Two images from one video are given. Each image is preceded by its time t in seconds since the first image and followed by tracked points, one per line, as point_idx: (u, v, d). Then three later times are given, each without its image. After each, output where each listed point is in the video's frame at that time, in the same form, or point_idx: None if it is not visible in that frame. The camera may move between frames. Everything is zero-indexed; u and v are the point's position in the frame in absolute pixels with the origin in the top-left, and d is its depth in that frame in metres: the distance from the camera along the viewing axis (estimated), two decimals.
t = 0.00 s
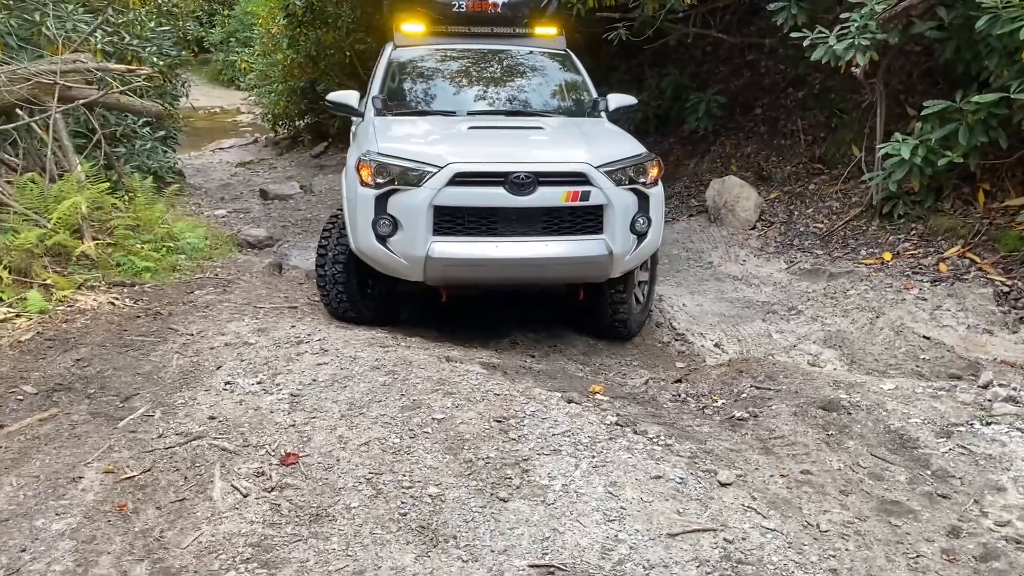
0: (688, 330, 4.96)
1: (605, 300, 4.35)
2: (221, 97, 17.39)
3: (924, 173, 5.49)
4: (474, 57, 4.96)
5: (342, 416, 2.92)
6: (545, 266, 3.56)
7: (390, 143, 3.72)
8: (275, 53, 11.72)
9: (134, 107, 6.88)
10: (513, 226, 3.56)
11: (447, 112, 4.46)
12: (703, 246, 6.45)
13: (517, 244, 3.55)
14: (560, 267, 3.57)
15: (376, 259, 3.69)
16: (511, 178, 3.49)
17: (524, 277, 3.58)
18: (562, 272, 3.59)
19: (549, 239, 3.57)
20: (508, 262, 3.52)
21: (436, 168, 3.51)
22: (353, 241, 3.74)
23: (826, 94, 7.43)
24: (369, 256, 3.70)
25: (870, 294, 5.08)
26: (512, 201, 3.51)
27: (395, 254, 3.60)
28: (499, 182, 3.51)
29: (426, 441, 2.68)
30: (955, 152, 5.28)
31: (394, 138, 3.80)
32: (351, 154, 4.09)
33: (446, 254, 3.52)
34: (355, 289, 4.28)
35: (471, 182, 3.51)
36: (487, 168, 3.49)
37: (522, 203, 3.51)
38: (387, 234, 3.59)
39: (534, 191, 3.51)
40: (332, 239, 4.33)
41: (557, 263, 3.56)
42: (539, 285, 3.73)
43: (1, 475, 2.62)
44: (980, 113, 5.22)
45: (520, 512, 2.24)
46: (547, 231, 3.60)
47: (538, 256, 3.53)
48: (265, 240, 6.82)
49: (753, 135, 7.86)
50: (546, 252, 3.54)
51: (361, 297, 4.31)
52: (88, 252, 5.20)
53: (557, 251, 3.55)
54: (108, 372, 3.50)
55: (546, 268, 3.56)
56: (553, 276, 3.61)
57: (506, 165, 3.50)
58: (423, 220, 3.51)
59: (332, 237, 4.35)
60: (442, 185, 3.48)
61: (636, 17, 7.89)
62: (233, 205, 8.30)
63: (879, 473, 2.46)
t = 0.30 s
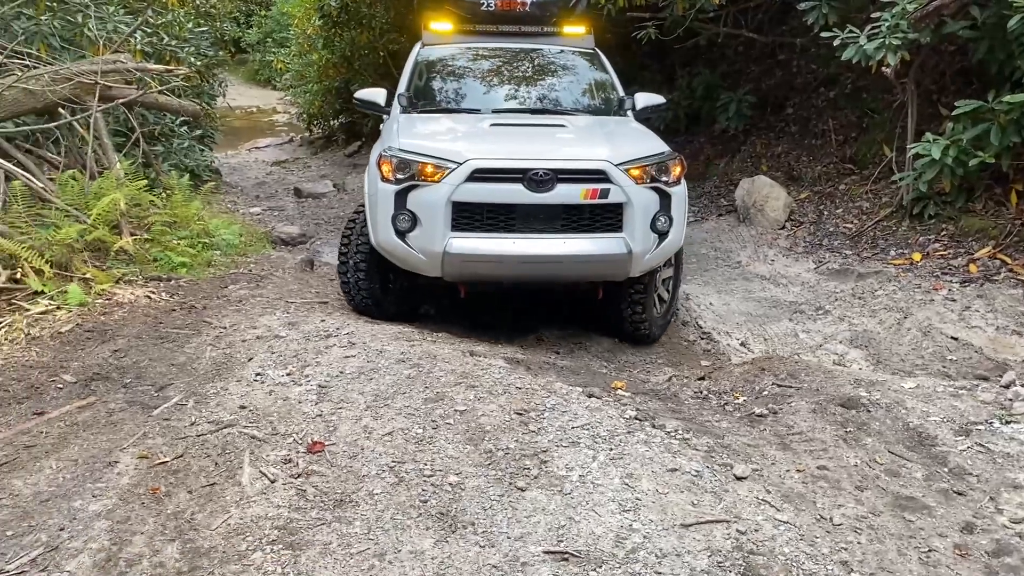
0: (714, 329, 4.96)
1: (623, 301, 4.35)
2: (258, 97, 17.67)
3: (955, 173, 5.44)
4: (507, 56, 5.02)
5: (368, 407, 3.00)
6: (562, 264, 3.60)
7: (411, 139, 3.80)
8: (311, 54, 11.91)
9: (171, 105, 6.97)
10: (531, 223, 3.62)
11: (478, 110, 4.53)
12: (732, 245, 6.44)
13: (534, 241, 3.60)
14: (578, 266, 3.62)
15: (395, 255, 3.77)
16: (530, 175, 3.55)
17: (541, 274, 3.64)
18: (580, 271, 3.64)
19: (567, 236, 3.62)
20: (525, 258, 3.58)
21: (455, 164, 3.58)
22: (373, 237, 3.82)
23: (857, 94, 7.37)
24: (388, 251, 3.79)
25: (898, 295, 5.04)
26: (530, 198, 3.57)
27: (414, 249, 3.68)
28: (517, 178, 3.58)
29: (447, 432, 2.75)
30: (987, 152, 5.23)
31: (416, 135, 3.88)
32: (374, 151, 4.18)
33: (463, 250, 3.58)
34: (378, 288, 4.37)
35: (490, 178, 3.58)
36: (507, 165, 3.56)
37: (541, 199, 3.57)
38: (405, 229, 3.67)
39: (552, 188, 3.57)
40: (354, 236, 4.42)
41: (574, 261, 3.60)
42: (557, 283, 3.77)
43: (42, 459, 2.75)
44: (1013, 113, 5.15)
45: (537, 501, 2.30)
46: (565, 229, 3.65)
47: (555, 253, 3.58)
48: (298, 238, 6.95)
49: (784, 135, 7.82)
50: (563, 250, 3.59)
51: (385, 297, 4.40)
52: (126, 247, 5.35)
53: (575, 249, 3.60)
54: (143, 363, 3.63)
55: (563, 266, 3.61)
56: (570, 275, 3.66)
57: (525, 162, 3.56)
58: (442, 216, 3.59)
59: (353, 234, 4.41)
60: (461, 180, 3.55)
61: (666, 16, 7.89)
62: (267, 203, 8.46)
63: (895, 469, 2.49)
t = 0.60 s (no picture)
0: (733, 326, 4.98)
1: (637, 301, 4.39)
2: (287, 92, 17.89)
3: (979, 173, 5.41)
4: (533, 52, 5.08)
5: (389, 396, 3.08)
6: (578, 263, 3.67)
7: (431, 136, 3.88)
8: (339, 50, 12.05)
9: (200, 102, 7.08)
10: (548, 222, 3.69)
11: (502, 106, 4.60)
12: (754, 243, 6.44)
13: (550, 240, 3.67)
14: (593, 265, 3.68)
15: (412, 250, 3.86)
16: (547, 174, 3.61)
17: (556, 273, 3.71)
18: (595, 270, 3.70)
19: (583, 235, 3.69)
20: (541, 257, 3.65)
21: (473, 162, 3.65)
22: (392, 232, 3.91)
23: (882, 93, 7.33)
24: (406, 247, 3.88)
25: (919, 294, 5.04)
26: (547, 196, 3.63)
27: (431, 246, 3.77)
28: (535, 177, 3.64)
29: (465, 421, 2.82)
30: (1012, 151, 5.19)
31: (436, 131, 3.96)
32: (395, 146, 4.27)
33: (479, 247, 3.66)
34: (398, 287, 4.48)
35: (507, 176, 3.64)
36: (524, 163, 3.62)
37: (557, 198, 3.63)
38: (423, 225, 3.76)
39: (569, 187, 3.63)
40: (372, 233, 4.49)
41: (589, 260, 3.66)
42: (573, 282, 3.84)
43: (75, 441, 2.87)
44: None
45: (550, 488, 2.36)
46: (581, 228, 3.71)
47: (571, 252, 3.65)
48: (324, 232, 7.06)
49: (808, 133, 7.80)
50: (579, 249, 3.65)
51: (405, 294, 4.51)
52: (156, 239, 5.49)
53: (590, 248, 3.65)
54: (173, 352, 3.75)
55: (579, 264, 3.67)
56: (585, 274, 3.72)
57: (543, 160, 3.62)
58: (458, 213, 3.67)
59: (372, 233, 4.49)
60: (478, 178, 3.63)
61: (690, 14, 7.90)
62: (294, 198, 8.60)
63: (906, 464, 2.53)
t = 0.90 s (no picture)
0: (753, 323, 4.97)
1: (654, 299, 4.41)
2: (315, 85, 18.05)
3: (1006, 172, 5.34)
4: (559, 47, 5.10)
5: (407, 387, 3.13)
6: (594, 259, 3.68)
7: (449, 131, 3.92)
8: (366, 43, 12.13)
9: (228, 92, 7.21)
10: (564, 218, 3.71)
11: (527, 101, 4.62)
12: (776, 240, 6.41)
13: (567, 235, 3.69)
14: (609, 261, 3.69)
15: (429, 244, 3.90)
16: (564, 169, 3.63)
17: (573, 268, 3.72)
18: (612, 266, 3.71)
19: (600, 231, 3.70)
20: (557, 252, 3.67)
21: (491, 157, 3.69)
22: (409, 227, 3.96)
23: (909, 90, 7.25)
24: (424, 241, 3.92)
25: (941, 293, 5.00)
26: (564, 191, 3.65)
27: (448, 240, 3.81)
28: (552, 172, 3.66)
29: (481, 413, 2.86)
30: None
31: (455, 126, 4.00)
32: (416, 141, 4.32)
33: (496, 241, 3.69)
34: (416, 284, 4.54)
35: (524, 171, 3.67)
36: (541, 158, 3.65)
37: (574, 193, 3.65)
38: (440, 219, 3.79)
39: (587, 182, 3.65)
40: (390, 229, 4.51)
41: (606, 256, 3.67)
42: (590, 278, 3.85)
43: (101, 425, 2.94)
44: None
45: (562, 480, 2.40)
46: (598, 224, 3.73)
47: (587, 248, 3.66)
48: (348, 224, 7.14)
49: (833, 130, 7.74)
50: (595, 245, 3.67)
51: (423, 291, 4.57)
52: (183, 229, 5.60)
53: (607, 244, 3.67)
54: (197, 339, 3.82)
55: (595, 260, 3.69)
56: (602, 270, 3.73)
57: (560, 156, 3.64)
58: (474, 207, 3.71)
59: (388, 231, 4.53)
60: (495, 172, 3.66)
61: (716, 9, 7.86)
62: (319, 189, 8.69)
63: (919, 463, 2.56)
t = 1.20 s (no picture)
0: (774, 318, 4.96)
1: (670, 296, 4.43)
2: (340, 77, 18.16)
3: None
4: (585, 40, 5.10)
5: (427, 375, 3.17)
6: (606, 253, 3.70)
7: (465, 123, 3.95)
8: (390, 36, 12.19)
9: (255, 84, 7.30)
10: (578, 212, 3.73)
11: (551, 94, 4.63)
12: (799, 235, 6.38)
13: (579, 230, 3.71)
14: (622, 256, 3.70)
15: (442, 236, 3.94)
16: (578, 163, 3.65)
17: (585, 263, 3.75)
18: (624, 261, 3.72)
19: (613, 226, 3.71)
20: (569, 246, 3.69)
21: (504, 149, 3.72)
22: (423, 219, 4.00)
23: (937, 85, 7.18)
24: (437, 234, 3.96)
25: (965, 290, 4.95)
26: (577, 185, 3.67)
27: (460, 233, 3.84)
28: (566, 166, 3.68)
29: (500, 402, 2.90)
30: None
31: (472, 119, 4.03)
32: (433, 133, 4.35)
33: (507, 235, 3.73)
34: (434, 279, 4.60)
35: (538, 164, 3.70)
36: (555, 152, 3.67)
37: (587, 187, 3.66)
38: (453, 211, 3.83)
39: (600, 176, 3.66)
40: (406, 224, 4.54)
41: (618, 251, 3.69)
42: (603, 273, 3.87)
43: (130, 408, 3.00)
44: None
45: (579, 469, 2.43)
46: (612, 219, 3.74)
47: (599, 242, 3.68)
48: (371, 216, 7.20)
49: (858, 125, 7.67)
50: (607, 239, 3.68)
51: (440, 285, 4.63)
52: (209, 219, 5.70)
53: (619, 239, 3.68)
54: (222, 327, 3.90)
55: (607, 255, 3.70)
56: (614, 265, 3.75)
57: (574, 149, 3.66)
58: (487, 200, 3.74)
59: (403, 227, 4.56)
60: (508, 165, 3.69)
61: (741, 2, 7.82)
62: (343, 181, 8.77)
63: (937, 458, 2.57)
